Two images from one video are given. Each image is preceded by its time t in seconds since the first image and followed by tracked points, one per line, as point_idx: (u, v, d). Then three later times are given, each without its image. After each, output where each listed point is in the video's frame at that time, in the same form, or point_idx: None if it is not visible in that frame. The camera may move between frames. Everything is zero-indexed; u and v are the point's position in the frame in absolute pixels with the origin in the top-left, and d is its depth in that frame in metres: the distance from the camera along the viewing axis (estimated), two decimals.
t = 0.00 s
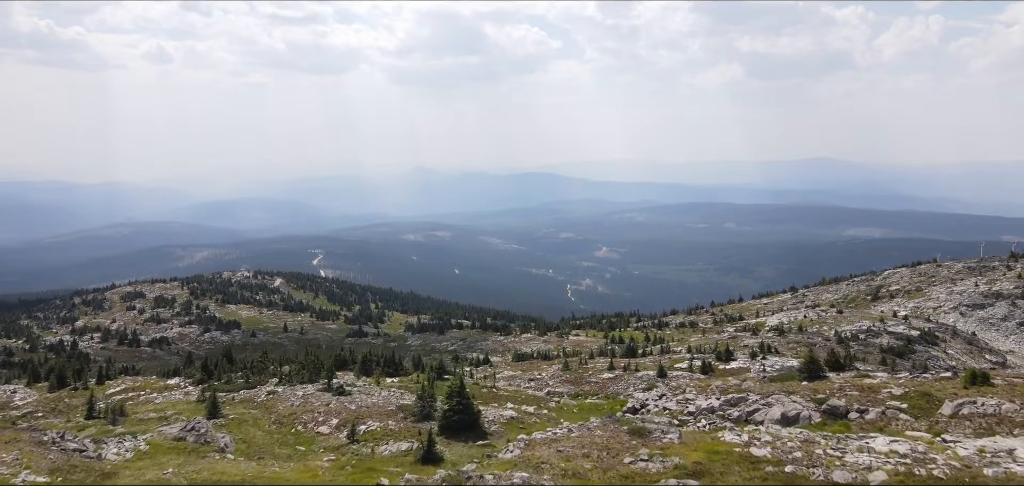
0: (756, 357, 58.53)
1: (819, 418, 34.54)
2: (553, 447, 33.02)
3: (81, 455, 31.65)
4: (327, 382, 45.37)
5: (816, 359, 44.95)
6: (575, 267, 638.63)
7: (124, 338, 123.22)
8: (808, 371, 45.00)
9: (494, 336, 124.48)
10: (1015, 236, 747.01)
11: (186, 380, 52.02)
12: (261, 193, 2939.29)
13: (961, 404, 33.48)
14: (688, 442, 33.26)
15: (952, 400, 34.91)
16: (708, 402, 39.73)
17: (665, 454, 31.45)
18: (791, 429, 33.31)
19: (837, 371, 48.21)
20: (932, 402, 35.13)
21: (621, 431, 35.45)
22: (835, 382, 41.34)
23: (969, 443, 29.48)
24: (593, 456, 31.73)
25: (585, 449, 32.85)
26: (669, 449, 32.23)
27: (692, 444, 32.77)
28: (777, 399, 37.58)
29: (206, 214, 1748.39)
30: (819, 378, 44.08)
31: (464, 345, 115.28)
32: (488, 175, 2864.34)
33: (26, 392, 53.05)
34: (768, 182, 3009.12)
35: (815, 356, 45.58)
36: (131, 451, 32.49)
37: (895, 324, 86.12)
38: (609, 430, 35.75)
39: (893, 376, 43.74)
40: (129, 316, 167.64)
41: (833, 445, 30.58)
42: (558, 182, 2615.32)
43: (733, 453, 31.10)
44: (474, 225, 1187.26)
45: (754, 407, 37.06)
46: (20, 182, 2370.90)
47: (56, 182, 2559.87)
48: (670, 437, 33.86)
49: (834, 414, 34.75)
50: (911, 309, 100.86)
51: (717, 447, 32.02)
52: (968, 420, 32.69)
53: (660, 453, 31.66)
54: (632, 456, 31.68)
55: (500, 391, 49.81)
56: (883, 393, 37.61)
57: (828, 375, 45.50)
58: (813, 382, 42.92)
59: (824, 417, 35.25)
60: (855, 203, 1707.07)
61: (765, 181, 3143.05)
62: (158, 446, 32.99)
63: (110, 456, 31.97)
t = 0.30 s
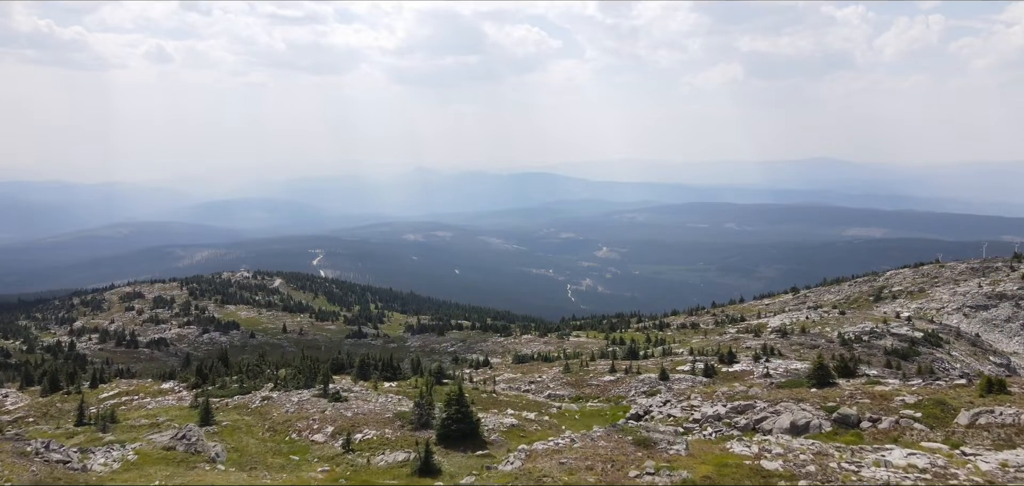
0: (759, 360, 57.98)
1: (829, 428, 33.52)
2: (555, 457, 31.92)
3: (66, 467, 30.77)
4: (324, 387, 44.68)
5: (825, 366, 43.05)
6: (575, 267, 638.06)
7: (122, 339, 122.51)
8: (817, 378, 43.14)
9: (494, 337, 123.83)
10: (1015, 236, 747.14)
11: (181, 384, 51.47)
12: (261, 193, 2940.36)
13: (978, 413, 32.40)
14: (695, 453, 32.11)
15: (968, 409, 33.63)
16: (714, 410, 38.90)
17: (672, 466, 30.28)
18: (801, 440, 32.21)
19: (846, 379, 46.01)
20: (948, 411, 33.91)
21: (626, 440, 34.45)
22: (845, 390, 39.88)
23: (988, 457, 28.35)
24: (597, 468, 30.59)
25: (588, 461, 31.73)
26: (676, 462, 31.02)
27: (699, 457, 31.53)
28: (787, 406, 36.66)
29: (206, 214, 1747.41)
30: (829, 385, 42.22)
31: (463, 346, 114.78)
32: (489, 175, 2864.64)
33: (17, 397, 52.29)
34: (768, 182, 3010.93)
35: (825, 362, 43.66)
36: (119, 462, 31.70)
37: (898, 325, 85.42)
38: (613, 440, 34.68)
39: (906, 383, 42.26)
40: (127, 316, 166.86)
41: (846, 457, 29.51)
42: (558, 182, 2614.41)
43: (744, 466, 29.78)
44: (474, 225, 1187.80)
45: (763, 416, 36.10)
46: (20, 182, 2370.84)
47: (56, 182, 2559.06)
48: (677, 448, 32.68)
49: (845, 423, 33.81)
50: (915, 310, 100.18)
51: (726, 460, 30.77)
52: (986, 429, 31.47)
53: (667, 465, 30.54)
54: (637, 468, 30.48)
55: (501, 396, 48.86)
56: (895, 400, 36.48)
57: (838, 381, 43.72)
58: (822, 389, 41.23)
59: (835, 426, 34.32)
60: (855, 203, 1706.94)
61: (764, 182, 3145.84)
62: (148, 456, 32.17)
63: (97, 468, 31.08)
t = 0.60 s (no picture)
0: (762, 362, 57.27)
1: (841, 438, 32.79)
2: (557, 470, 31.06)
3: (53, 480, 29.99)
4: (320, 392, 43.90)
5: (835, 372, 41.77)
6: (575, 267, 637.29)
7: (120, 340, 121.92)
8: (827, 385, 41.80)
9: (494, 338, 122.78)
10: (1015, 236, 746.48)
11: (177, 387, 50.84)
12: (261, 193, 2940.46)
13: (995, 423, 31.60)
14: (704, 466, 31.22)
15: (986, 420, 32.70)
16: (720, 417, 38.12)
17: (679, 480, 29.46)
18: (814, 452, 31.32)
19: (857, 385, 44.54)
20: (964, 421, 33.03)
21: (631, 452, 33.56)
22: (857, 397, 38.80)
23: (1010, 472, 27.38)
24: (602, 480, 29.71)
25: (592, 473, 30.72)
26: (684, 475, 30.07)
27: (706, 469, 30.67)
28: (795, 415, 35.88)
29: (206, 214, 1747.64)
30: (837, 392, 40.89)
31: (463, 347, 114.18)
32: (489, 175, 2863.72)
33: (9, 401, 51.68)
34: (768, 182, 3011.70)
35: (835, 369, 42.44)
36: (106, 474, 30.81)
37: (902, 327, 84.64)
38: (618, 451, 33.76)
39: (919, 391, 41.08)
40: (126, 317, 166.11)
41: (859, 472, 28.68)
42: (558, 182, 2614.17)
43: (754, 480, 28.92)
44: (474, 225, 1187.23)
45: (771, 424, 35.31)
46: (20, 182, 2371.82)
47: (56, 182, 2560.33)
48: (684, 461, 31.78)
49: (858, 433, 32.97)
50: (917, 311, 99.64)
51: (736, 473, 29.83)
52: (1004, 440, 30.62)
53: (674, 478, 29.78)
54: (644, 481, 29.59)
55: (502, 401, 48.06)
56: (910, 408, 35.48)
57: (848, 387, 42.78)
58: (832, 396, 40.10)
59: (846, 435, 33.50)
60: (855, 203, 1706.41)
61: (764, 181, 3143.56)
62: (136, 467, 31.29)
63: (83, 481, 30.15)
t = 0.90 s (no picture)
0: (766, 365, 56.49)
1: (854, 449, 32.09)
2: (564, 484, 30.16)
3: None
4: (315, 399, 43.12)
5: (845, 379, 40.67)
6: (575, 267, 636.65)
7: (118, 341, 121.20)
8: (837, 392, 40.71)
9: (494, 339, 122.15)
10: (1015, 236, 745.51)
11: (171, 391, 50.15)
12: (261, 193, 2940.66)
13: (1015, 435, 30.67)
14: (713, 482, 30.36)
15: (1004, 430, 31.84)
16: (727, 426, 37.28)
17: None
18: (827, 467, 30.42)
19: (867, 391, 43.47)
20: (981, 432, 32.19)
21: (637, 464, 32.69)
22: (868, 406, 37.85)
23: None
24: None
25: None
26: None
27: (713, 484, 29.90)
28: (806, 425, 34.97)
29: (206, 214, 1747.67)
30: (849, 400, 39.75)
31: (464, 348, 113.45)
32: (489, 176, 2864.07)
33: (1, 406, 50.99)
34: (767, 182, 3012.17)
35: (845, 376, 41.28)
36: None
37: (906, 328, 83.83)
38: (623, 463, 32.94)
39: (930, 398, 40.13)
40: (125, 318, 165.42)
41: None
42: (557, 182, 2613.16)
43: None
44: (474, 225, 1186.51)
45: (781, 434, 34.56)
46: (20, 182, 2371.74)
47: (56, 182, 2559.94)
48: (692, 475, 30.97)
49: (871, 445, 32.10)
50: (921, 312, 98.85)
51: None
52: None
53: None
54: None
55: (503, 407, 47.19)
56: (925, 418, 34.51)
57: (858, 394, 41.75)
58: (843, 404, 39.04)
59: (861, 447, 32.61)
60: (855, 203, 1705.76)
61: (764, 182, 3143.94)
62: (125, 479, 30.41)
63: None
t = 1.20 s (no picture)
0: (770, 368, 55.73)
1: (868, 461, 31.27)
2: None
3: None
4: (312, 406, 42.33)
5: (857, 387, 39.64)
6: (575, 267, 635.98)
7: (116, 342, 120.43)
8: (849, 400, 39.53)
9: (494, 340, 121.63)
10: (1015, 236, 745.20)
11: (165, 395, 49.49)
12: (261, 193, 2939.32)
13: None
14: None
15: None
16: (735, 435, 36.41)
17: None
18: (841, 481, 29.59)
19: (879, 398, 42.45)
20: (1000, 443, 31.23)
21: (643, 479, 31.71)
22: (881, 414, 36.87)
23: None
24: None
25: None
26: None
27: None
28: (818, 435, 34.00)
29: (206, 214, 1747.42)
30: (861, 409, 38.64)
31: (464, 349, 112.80)
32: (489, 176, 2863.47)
33: None
34: (767, 182, 3014.59)
35: (856, 383, 40.20)
36: None
37: (909, 330, 83.00)
38: (630, 477, 32.03)
39: (942, 406, 39.10)
40: (125, 318, 164.88)
41: None
42: (557, 182, 2611.73)
43: None
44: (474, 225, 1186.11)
45: (790, 444, 33.89)
46: (19, 182, 2370.56)
47: (56, 182, 2559.39)
48: None
49: (886, 455, 31.23)
50: (924, 313, 98.15)
51: None
52: None
53: None
54: None
55: (503, 414, 46.31)
56: (940, 429, 33.56)
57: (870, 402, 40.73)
58: (855, 413, 37.96)
59: (873, 457, 31.79)
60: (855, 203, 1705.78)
61: (763, 182, 3145.43)
62: None
63: None
